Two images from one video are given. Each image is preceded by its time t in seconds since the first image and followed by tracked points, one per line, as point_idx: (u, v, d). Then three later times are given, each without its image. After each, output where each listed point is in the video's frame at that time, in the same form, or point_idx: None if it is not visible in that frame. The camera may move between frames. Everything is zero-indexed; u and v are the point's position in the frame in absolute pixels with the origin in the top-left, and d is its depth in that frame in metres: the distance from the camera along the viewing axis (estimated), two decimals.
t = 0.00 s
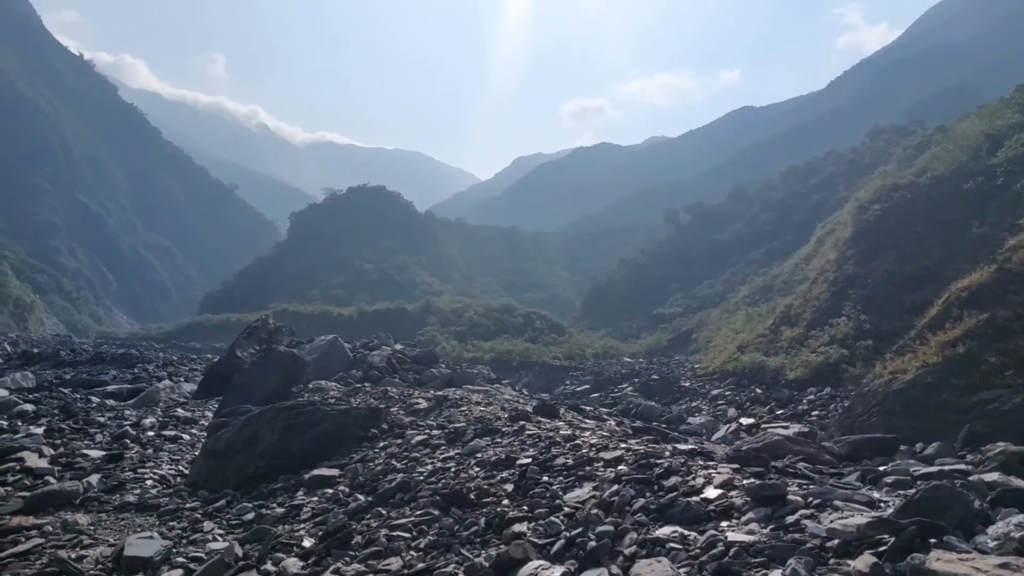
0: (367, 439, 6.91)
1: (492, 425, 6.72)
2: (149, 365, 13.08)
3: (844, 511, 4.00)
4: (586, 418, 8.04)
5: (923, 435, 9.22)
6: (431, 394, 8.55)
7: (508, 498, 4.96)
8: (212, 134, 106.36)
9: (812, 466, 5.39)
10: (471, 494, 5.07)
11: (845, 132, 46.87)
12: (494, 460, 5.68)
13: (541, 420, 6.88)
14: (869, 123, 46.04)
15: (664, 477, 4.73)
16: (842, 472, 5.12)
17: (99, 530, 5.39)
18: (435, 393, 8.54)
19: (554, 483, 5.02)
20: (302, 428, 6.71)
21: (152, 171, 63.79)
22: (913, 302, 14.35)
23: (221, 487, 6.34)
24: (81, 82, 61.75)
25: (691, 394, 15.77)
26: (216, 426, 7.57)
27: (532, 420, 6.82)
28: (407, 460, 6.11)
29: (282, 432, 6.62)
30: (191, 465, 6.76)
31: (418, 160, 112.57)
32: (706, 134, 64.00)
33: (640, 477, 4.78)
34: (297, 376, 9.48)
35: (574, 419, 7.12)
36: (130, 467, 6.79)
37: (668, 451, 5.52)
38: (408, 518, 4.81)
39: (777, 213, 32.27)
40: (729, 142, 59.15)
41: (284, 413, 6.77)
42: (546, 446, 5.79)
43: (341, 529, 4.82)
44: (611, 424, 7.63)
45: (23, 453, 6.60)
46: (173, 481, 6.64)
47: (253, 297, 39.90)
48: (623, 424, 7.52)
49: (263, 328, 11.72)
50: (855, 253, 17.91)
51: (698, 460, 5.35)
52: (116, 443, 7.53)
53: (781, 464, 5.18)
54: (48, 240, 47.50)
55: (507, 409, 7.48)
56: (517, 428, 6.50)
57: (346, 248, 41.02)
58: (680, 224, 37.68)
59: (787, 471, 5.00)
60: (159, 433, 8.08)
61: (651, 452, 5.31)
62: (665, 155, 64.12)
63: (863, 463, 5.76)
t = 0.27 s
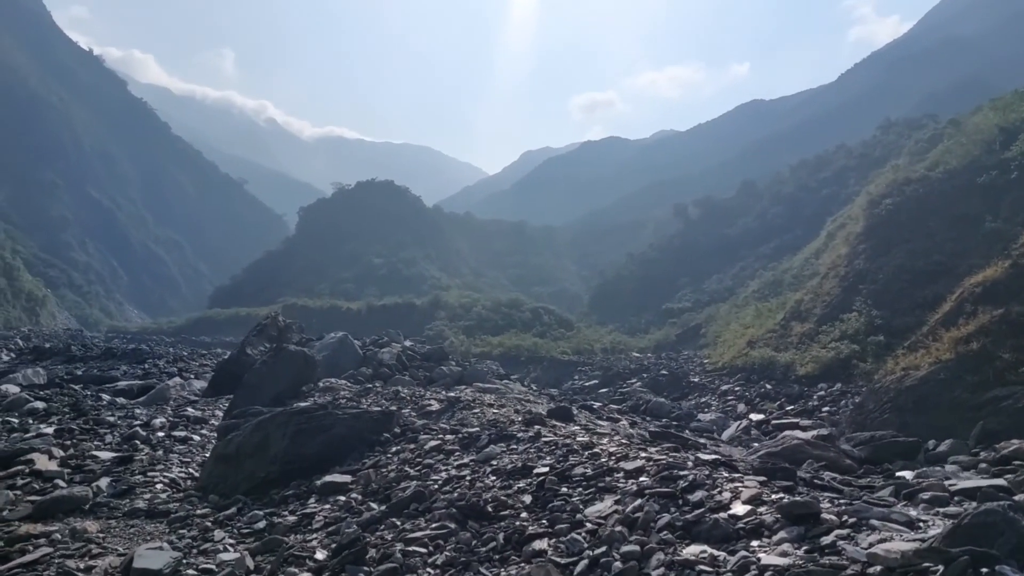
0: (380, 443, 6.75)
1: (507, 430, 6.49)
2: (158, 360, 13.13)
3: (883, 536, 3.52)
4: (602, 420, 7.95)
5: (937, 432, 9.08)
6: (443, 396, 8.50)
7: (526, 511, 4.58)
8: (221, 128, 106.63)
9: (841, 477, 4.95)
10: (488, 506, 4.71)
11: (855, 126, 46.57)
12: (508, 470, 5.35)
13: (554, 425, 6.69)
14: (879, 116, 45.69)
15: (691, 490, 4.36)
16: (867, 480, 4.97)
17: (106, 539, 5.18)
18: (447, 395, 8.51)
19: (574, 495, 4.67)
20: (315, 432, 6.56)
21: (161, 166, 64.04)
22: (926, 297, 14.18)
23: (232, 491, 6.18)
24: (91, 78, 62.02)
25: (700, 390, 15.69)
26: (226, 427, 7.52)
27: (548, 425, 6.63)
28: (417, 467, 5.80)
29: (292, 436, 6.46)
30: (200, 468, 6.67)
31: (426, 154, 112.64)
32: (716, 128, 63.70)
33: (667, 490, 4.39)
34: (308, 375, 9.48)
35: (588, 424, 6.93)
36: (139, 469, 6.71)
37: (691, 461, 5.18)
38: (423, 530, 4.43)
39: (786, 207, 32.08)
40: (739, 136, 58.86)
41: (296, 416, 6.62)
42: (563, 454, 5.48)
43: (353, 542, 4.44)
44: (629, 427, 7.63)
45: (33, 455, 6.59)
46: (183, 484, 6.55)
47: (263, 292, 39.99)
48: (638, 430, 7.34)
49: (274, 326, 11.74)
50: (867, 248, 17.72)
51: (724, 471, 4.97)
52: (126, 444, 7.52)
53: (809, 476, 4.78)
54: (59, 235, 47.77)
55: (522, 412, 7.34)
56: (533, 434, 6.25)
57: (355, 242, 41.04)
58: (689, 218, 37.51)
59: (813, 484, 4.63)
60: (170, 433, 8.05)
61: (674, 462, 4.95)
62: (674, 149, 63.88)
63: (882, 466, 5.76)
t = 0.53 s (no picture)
0: (380, 440, 6.69)
1: (511, 426, 6.41)
2: (160, 353, 13.13)
3: (909, 542, 3.44)
4: (605, 416, 7.90)
5: (941, 425, 9.04)
6: (445, 391, 8.48)
7: (531, 512, 4.53)
8: (222, 121, 106.46)
9: (856, 478, 4.83)
10: (490, 506, 4.67)
11: (857, 118, 46.36)
12: (513, 468, 5.29)
13: (559, 421, 6.62)
14: (883, 108, 45.46)
15: (701, 491, 4.30)
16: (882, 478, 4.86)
17: (100, 539, 5.15)
18: (449, 389, 8.48)
19: (580, 496, 4.62)
20: (313, 430, 6.48)
21: (163, 159, 63.94)
22: (929, 291, 14.12)
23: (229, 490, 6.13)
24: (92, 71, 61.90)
25: (702, 383, 15.69)
26: (224, 423, 7.48)
27: (552, 421, 6.56)
28: (421, 466, 5.74)
29: (291, 432, 6.39)
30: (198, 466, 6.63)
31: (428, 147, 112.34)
32: (718, 121, 63.44)
33: (676, 491, 4.33)
34: (308, 369, 9.47)
35: (594, 420, 6.86)
36: (137, 466, 6.67)
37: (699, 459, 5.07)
38: (425, 532, 4.38)
39: (789, 200, 31.98)
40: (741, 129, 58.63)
41: (295, 413, 6.55)
42: (568, 452, 5.41)
43: (352, 543, 4.38)
44: (633, 422, 7.62)
45: (29, 451, 6.56)
46: (180, 481, 6.51)
47: (265, 285, 39.98)
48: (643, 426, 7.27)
49: (274, 319, 11.72)
50: (870, 241, 17.64)
51: (734, 470, 4.85)
52: (124, 440, 7.50)
53: (823, 477, 4.64)
54: (61, 228, 47.77)
55: (526, 408, 7.27)
56: (537, 430, 6.18)
57: (356, 236, 40.99)
58: (691, 211, 37.41)
59: (827, 484, 4.53)
60: (169, 428, 8.03)
61: (684, 460, 4.87)
62: (676, 142, 63.64)
63: (890, 462, 5.73)
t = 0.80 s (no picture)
0: (376, 439, 6.62)
1: (510, 424, 6.36)
2: (157, 350, 13.06)
3: (933, 547, 3.40)
4: (605, 413, 7.86)
5: (942, 421, 8.99)
6: (443, 388, 8.40)
7: (530, 513, 4.46)
8: (220, 118, 106.05)
9: (868, 477, 4.75)
10: (487, 507, 4.61)
11: (856, 115, 46.28)
12: (513, 467, 5.23)
13: (559, 419, 6.57)
14: (881, 105, 45.38)
15: (707, 492, 4.23)
16: (892, 478, 4.80)
17: (85, 540, 5.10)
18: (447, 387, 8.40)
19: (581, 496, 4.56)
20: (306, 428, 6.40)
21: (161, 156, 63.72)
22: (928, 287, 14.10)
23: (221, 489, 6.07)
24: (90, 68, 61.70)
25: (701, 380, 15.67)
26: (217, 420, 7.42)
27: (551, 419, 6.51)
28: (421, 465, 5.67)
29: (284, 430, 6.32)
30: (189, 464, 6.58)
31: (426, 144, 112.06)
32: (717, 118, 63.32)
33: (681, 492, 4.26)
34: (303, 366, 9.43)
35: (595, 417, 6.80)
36: (127, 465, 6.63)
37: (704, 458, 4.99)
38: (421, 533, 4.32)
39: (788, 196, 31.93)
40: (739, 126, 58.53)
41: (287, 410, 6.49)
42: (569, 451, 5.34)
43: (346, 546, 4.32)
44: (634, 420, 7.56)
45: (18, 450, 6.53)
46: (170, 481, 6.45)
47: (263, 283, 39.87)
48: (644, 424, 7.20)
49: (270, 316, 11.66)
50: (869, 238, 17.59)
51: (741, 469, 4.77)
52: (114, 438, 7.45)
53: (834, 477, 4.56)
54: (58, 226, 47.65)
55: (525, 405, 7.24)
56: (536, 428, 6.13)
57: (354, 233, 40.88)
58: (690, 208, 37.34)
59: (838, 484, 4.45)
60: (160, 426, 7.97)
61: (689, 459, 4.80)
62: (676, 138, 63.50)
63: (896, 460, 5.69)
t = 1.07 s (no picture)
0: (371, 439, 6.55)
1: (510, 426, 6.23)
2: (155, 350, 13.00)
3: (963, 558, 3.15)
4: (607, 413, 7.79)
5: (944, 420, 8.92)
6: (440, 387, 8.33)
7: (530, 519, 4.30)
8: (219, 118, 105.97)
9: (885, 480, 4.58)
10: (486, 512, 4.45)
11: (856, 113, 46.21)
12: (512, 470, 5.09)
13: (560, 419, 6.49)
14: (882, 103, 45.31)
15: (717, 496, 4.04)
16: (907, 481, 4.64)
17: (68, 547, 4.99)
18: (445, 386, 8.33)
19: (585, 501, 4.38)
20: (299, 429, 6.32)
21: (161, 155, 63.63)
22: (929, 285, 14.04)
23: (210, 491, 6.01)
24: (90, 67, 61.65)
25: (701, 378, 15.61)
26: (209, 421, 7.35)
27: (552, 419, 6.42)
28: (419, 468, 5.56)
29: (276, 432, 6.24)
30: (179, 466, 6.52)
31: (426, 143, 111.95)
32: (717, 116, 63.24)
33: (691, 498, 4.05)
34: (299, 364, 9.37)
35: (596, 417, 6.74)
36: (115, 467, 6.55)
37: (711, 460, 4.85)
38: (415, 541, 4.16)
39: (788, 195, 31.86)
40: (739, 124, 58.45)
41: (279, 411, 6.41)
42: (571, 452, 5.22)
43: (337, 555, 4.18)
44: (636, 420, 7.50)
45: (5, 452, 6.46)
46: (159, 483, 6.37)
47: (263, 282, 39.83)
48: (645, 424, 7.14)
49: (267, 315, 11.61)
50: (870, 235, 17.51)
51: (752, 472, 4.61)
52: (105, 439, 7.39)
53: (850, 480, 4.38)
54: (57, 225, 47.54)
55: (525, 406, 7.16)
56: (537, 430, 5.99)
57: (354, 232, 40.83)
58: (690, 206, 37.27)
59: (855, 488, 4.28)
60: (152, 426, 7.90)
61: (697, 462, 4.65)
62: (676, 137, 63.45)
63: (905, 461, 5.61)
